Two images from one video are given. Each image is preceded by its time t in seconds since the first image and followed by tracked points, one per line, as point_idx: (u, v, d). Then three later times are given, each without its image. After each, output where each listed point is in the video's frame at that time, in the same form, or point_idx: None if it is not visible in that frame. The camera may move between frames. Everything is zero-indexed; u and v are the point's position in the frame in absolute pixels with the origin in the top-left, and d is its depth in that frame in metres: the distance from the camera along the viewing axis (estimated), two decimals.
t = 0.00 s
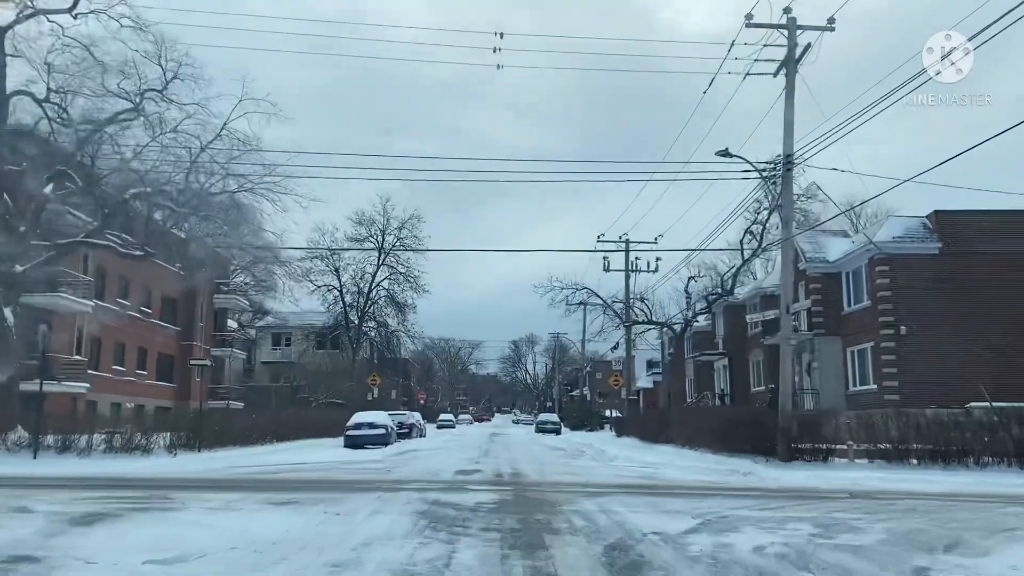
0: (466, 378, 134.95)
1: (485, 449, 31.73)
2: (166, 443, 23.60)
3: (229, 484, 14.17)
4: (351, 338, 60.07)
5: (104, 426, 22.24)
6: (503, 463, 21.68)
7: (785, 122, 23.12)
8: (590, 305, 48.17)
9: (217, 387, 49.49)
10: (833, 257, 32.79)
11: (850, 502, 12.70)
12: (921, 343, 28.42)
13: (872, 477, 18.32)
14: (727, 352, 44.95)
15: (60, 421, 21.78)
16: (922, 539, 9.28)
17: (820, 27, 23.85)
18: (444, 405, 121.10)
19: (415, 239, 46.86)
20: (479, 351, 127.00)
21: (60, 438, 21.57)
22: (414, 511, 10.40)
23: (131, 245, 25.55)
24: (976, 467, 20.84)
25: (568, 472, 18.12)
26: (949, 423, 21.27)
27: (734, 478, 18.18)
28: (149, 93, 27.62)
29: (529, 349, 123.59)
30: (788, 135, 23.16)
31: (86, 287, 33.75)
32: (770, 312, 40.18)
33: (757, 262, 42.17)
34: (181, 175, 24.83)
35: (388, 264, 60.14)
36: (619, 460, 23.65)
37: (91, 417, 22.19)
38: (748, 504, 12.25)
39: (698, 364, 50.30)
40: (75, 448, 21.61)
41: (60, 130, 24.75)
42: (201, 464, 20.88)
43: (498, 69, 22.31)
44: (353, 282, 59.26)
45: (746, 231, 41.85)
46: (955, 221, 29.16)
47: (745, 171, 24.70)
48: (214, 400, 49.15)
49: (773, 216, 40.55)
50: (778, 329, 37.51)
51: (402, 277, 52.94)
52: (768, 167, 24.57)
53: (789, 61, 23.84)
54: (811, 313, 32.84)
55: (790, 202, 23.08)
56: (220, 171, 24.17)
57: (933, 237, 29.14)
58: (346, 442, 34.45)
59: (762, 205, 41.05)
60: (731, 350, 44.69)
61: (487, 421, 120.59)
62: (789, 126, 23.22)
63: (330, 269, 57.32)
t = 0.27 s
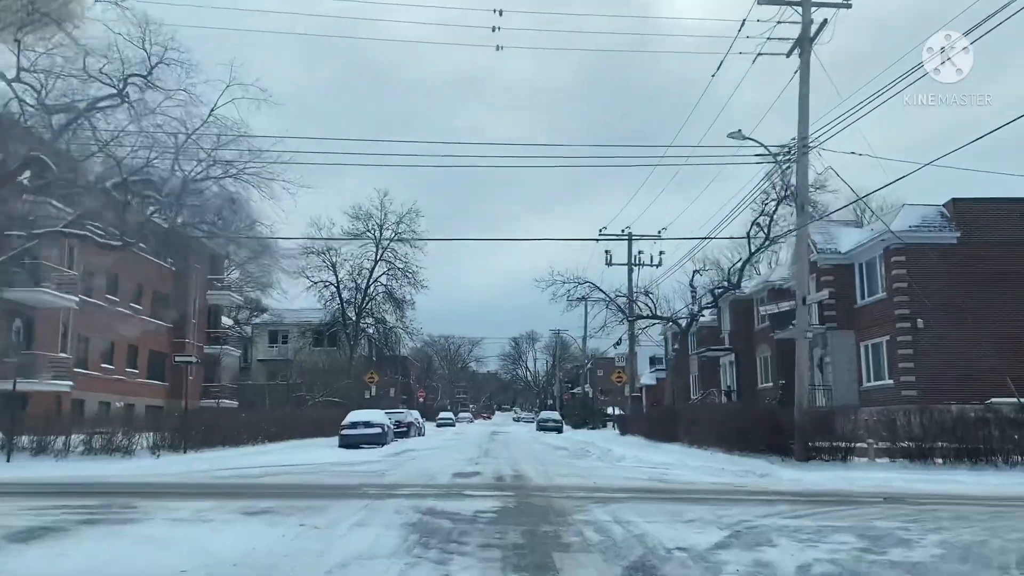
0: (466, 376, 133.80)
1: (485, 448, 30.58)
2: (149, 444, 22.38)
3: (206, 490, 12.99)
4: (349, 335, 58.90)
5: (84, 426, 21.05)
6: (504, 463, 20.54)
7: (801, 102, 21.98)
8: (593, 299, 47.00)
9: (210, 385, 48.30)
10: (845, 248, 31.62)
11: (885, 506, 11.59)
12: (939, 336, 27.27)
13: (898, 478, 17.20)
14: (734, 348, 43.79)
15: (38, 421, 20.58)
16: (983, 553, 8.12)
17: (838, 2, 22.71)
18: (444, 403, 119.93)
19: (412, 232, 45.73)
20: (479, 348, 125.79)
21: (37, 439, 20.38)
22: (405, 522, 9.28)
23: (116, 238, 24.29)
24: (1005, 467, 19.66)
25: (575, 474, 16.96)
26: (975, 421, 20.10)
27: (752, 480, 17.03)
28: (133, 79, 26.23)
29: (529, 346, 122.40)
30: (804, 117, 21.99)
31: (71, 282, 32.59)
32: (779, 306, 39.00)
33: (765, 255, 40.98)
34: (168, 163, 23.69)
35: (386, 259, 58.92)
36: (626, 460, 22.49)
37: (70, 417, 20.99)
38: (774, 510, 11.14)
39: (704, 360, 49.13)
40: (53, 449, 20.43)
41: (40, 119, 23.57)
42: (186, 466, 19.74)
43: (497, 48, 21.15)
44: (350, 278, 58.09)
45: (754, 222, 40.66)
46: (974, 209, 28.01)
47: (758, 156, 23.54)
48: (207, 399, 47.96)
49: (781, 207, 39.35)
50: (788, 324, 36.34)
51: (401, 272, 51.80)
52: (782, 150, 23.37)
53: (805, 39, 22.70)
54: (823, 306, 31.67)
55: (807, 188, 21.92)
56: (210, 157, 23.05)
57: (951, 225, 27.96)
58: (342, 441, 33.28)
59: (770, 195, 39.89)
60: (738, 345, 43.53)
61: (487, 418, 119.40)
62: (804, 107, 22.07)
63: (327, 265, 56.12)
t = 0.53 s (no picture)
0: (464, 374, 132.70)
1: (484, 448, 29.43)
2: (129, 445, 21.20)
3: (174, 498, 11.80)
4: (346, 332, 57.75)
5: (60, 426, 19.86)
6: (503, 465, 19.42)
7: (816, 81, 20.85)
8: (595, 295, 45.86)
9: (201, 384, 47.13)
10: (857, 239, 30.48)
11: (925, 514, 10.47)
12: (956, 330, 26.18)
13: (924, 480, 16.08)
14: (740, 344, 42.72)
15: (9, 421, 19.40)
16: None
17: None
18: (443, 401, 118.75)
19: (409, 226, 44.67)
20: (479, 346, 124.61)
21: (9, 439, 19.19)
22: (390, 536, 8.15)
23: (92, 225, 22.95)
24: None
25: (580, 477, 15.81)
26: (1003, 419, 18.98)
27: (769, 483, 15.90)
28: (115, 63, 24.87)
29: (529, 343, 121.25)
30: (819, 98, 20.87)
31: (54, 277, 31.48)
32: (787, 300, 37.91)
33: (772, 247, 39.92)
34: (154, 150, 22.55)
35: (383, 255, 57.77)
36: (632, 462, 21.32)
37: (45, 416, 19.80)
38: (803, 518, 10.01)
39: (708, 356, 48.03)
40: (25, 451, 19.23)
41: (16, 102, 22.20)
42: (165, 468, 18.59)
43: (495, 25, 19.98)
44: (346, 274, 56.98)
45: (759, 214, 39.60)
46: (992, 198, 26.92)
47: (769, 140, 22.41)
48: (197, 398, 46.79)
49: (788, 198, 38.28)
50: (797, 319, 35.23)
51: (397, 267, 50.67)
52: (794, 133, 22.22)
53: (818, 16, 21.58)
54: (834, 300, 30.54)
55: (822, 172, 20.79)
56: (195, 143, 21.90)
57: (969, 215, 26.86)
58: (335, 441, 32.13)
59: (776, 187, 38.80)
60: (744, 342, 42.49)
61: (487, 417, 118.24)
62: (818, 87, 20.96)
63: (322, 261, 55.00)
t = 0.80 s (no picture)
0: (464, 372, 131.92)
1: (484, 447, 28.62)
2: (112, 446, 20.33)
3: (149, 503, 10.98)
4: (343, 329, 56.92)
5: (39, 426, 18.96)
6: (504, 465, 18.62)
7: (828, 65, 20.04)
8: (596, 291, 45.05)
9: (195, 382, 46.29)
10: (866, 233, 29.65)
11: (961, 520, 9.67)
12: (970, 325, 25.38)
13: (947, 480, 15.28)
14: (744, 341, 41.94)
15: None
16: None
17: None
18: (442, 399, 117.90)
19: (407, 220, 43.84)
20: (478, 343, 123.73)
21: None
22: (378, 549, 7.34)
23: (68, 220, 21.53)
24: None
25: (584, 478, 15.00)
26: None
27: (783, 484, 15.11)
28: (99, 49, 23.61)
29: (529, 341, 120.39)
30: (832, 82, 20.10)
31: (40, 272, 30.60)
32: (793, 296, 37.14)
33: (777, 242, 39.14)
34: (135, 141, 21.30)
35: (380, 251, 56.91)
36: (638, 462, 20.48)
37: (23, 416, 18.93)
38: (829, 525, 9.22)
39: (711, 354, 47.27)
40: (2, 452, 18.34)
41: None
42: (149, 469, 17.75)
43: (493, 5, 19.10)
44: (343, 270, 56.16)
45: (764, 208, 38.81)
46: (1006, 189, 26.13)
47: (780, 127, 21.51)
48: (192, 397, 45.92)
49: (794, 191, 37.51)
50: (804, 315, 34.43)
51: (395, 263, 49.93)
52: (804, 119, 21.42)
53: None
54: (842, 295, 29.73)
55: (835, 159, 20.01)
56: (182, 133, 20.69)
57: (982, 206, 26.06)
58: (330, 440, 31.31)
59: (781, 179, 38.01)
60: (748, 338, 41.71)
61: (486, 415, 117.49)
62: (831, 71, 20.14)
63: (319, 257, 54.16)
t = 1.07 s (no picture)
0: (463, 369, 131.06)
1: (484, 446, 27.70)
2: (93, 445, 19.38)
3: (114, 509, 10.03)
4: (340, 326, 55.97)
5: (15, 427, 18.07)
6: (504, 465, 17.69)
7: (844, 43, 19.10)
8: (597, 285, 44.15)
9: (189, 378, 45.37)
10: (878, 224, 28.69)
11: (1010, 528, 8.73)
12: (986, 317, 24.50)
13: (974, 481, 14.39)
14: (749, 337, 41.03)
15: None
16: None
17: None
18: (442, 396, 117.05)
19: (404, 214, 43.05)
20: (478, 340, 122.77)
21: None
22: (361, 565, 6.43)
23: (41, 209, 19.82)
24: None
25: (590, 480, 14.05)
26: None
27: (801, 486, 14.16)
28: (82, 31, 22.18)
29: (528, 337, 119.43)
30: (849, 61, 19.13)
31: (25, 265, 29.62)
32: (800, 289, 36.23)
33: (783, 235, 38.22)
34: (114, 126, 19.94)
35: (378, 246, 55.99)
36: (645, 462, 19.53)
37: None
38: (865, 533, 8.29)
39: (715, 349, 46.40)
40: None
41: None
42: (129, 470, 16.80)
43: None
44: (339, 266, 55.25)
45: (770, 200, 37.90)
46: None
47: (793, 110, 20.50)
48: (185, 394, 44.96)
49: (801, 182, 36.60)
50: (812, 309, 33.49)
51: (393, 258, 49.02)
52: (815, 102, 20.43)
53: None
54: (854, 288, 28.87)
55: (850, 142, 19.08)
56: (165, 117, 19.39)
57: (999, 195, 25.11)
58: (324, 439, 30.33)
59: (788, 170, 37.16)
60: (754, 334, 40.79)
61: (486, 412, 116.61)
62: (847, 50, 19.16)
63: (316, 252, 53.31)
